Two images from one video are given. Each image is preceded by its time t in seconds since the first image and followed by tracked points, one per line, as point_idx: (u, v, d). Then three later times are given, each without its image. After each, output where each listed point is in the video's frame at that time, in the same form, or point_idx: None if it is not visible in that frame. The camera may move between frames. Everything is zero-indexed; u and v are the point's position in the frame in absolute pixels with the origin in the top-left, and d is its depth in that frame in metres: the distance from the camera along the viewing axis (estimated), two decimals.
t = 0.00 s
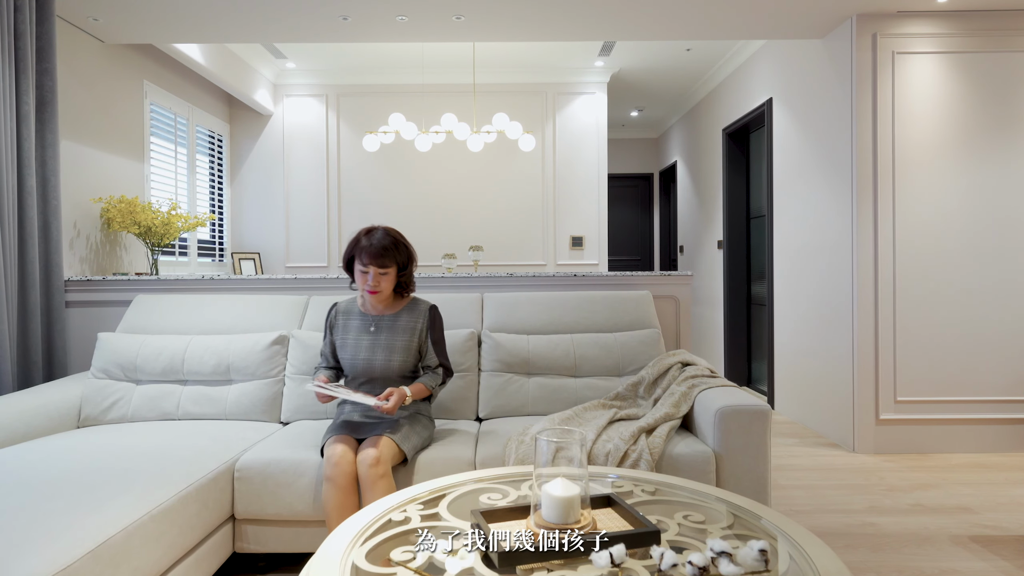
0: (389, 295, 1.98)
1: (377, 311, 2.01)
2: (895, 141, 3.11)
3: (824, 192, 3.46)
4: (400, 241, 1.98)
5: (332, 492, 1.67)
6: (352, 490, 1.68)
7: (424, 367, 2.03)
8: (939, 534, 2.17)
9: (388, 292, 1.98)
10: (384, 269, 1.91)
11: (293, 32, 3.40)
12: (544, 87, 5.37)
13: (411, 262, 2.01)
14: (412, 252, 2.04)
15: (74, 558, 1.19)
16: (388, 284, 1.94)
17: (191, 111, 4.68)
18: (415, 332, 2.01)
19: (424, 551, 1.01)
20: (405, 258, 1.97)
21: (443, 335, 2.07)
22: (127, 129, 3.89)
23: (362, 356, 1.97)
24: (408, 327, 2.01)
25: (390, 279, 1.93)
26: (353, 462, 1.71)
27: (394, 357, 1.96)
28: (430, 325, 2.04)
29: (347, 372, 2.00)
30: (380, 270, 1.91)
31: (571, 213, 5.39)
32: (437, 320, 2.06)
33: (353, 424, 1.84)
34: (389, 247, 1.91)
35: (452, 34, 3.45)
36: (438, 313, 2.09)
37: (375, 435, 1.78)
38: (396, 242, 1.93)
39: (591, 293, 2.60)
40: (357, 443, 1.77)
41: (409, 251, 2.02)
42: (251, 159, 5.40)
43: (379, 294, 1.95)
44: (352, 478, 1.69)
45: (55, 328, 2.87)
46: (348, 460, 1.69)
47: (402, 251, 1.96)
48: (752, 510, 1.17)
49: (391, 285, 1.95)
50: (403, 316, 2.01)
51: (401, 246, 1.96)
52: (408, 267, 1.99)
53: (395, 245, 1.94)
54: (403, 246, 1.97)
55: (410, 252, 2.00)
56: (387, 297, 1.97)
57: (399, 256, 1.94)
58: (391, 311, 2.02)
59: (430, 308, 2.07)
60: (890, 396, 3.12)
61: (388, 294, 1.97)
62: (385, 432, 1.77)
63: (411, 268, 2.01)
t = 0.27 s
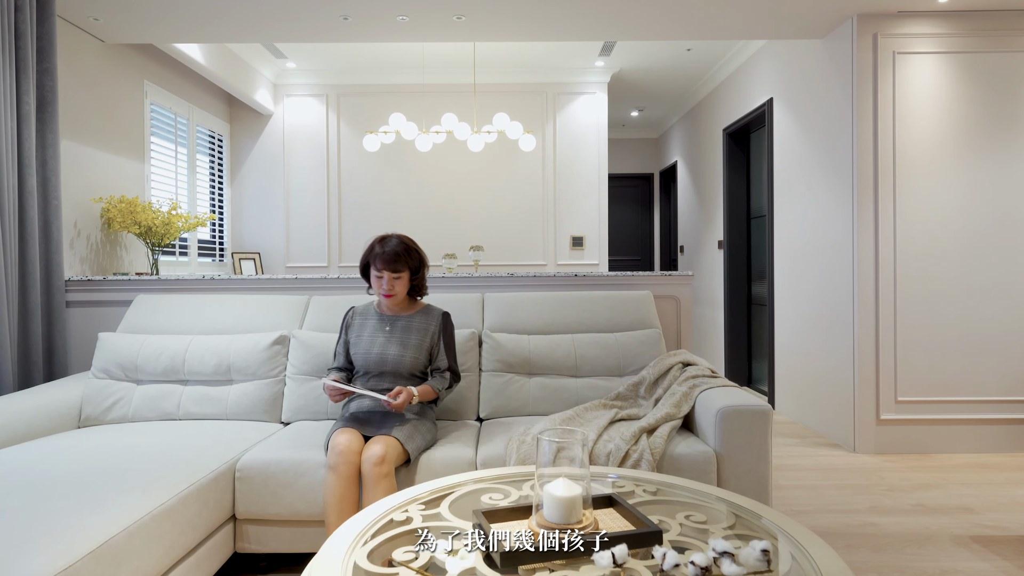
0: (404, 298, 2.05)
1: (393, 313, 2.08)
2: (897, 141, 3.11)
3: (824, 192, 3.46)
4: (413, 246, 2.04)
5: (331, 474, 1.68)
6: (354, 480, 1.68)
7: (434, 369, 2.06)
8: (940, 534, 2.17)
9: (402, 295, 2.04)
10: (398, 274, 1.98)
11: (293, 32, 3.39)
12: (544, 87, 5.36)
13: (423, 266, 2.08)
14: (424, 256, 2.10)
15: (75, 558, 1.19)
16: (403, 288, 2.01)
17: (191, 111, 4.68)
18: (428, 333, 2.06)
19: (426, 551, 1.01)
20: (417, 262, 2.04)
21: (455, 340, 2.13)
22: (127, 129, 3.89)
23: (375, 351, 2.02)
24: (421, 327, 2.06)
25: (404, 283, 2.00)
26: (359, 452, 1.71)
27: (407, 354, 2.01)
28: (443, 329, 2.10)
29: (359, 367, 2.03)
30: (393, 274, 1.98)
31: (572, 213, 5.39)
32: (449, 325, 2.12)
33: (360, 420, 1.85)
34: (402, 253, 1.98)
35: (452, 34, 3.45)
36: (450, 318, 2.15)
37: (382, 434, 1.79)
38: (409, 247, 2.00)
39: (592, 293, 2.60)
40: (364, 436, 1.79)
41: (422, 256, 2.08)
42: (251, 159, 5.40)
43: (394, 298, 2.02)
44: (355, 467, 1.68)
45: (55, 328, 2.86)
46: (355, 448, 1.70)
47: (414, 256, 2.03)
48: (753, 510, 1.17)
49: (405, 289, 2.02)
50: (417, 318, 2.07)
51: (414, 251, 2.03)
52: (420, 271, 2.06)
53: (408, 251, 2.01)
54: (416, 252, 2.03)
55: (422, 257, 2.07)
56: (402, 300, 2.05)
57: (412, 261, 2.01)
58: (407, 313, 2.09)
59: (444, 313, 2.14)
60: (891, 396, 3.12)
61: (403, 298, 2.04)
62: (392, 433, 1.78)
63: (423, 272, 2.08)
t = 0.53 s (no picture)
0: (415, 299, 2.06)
1: (405, 313, 2.08)
2: (898, 141, 3.11)
3: (825, 191, 3.46)
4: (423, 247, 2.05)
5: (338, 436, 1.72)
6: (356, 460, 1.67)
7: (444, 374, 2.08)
8: (942, 534, 2.16)
9: (414, 295, 2.05)
10: (408, 275, 1.99)
11: (293, 32, 3.39)
12: (545, 87, 5.36)
13: (434, 266, 2.08)
14: (435, 257, 2.11)
15: (77, 558, 1.19)
16: (414, 289, 2.03)
17: (191, 111, 4.68)
18: (440, 337, 2.07)
19: (428, 552, 1.01)
20: (427, 263, 2.04)
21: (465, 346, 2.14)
22: (128, 129, 3.89)
23: (387, 349, 2.02)
24: (434, 330, 2.07)
25: (415, 284, 2.01)
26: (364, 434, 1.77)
27: (419, 358, 2.02)
28: (455, 333, 2.11)
29: (368, 364, 2.03)
30: (403, 275, 1.99)
31: (572, 213, 5.38)
32: (461, 329, 2.13)
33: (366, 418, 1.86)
34: (411, 255, 1.99)
35: (452, 34, 3.45)
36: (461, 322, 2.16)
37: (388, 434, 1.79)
38: (418, 248, 2.01)
39: (592, 293, 2.60)
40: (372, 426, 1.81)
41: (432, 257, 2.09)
42: (251, 159, 5.40)
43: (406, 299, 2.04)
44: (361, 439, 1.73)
45: (56, 328, 2.86)
46: (360, 427, 1.76)
47: (424, 258, 2.04)
48: (754, 509, 1.17)
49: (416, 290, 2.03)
50: (429, 320, 2.08)
51: (424, 253, 2.04)
52: (431, 272, 2.06)
53: (418, 252, 2.01)
54: (425, 252, 2.04)
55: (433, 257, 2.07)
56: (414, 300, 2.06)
57: (421, 262, 2.02)
58: (420, 314, 2.09)
59: (456, 318, 2.15)
60: (892, 396, 3.12)
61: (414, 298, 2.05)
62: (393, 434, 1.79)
63: (435, 273, 2.09)
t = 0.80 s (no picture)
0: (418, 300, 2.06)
1: (409, 315, 2.08)
2: (899, 141, 3.11)
3: (826, 191, 3.46)
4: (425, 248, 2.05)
5: (355, 403, 1.78)
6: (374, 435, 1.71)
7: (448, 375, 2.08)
8: (943, 534, 2.16)
9: (417, 296, 2.05)
10: (409, 275, 1.99)
11: (293, 32, 3.39)
12: (545, 87, 5.36)
13: (438, 267, 2.08)
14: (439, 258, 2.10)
15: (78, 558, 1.18)
16: (415, 290, 2.02)
17: (192, 111, 4.68)
18: (444, 340, 2.07)
19: (430, 552, 1.01)
20: (429, 263, 2.04)
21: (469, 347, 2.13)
22: (129, 129, 3.88)
23: (392, 352, 2.02)
24: (437, 332, 2.07)
25: (416, 284, 2.01)
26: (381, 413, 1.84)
27: (422, 361, 2.01)
28: (459, 336, 2.10)
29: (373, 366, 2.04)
30: (405, 275, 1.99)
31: (573, 213, 5.38)
32: (465, 332, 2.12)
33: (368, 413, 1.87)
34: (413, 254, 1.99)
35: (452, 34, 3.45)
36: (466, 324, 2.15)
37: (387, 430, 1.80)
38: (420, 249, 2.01)
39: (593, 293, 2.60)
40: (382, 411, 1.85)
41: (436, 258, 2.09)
42: (252, 159, 5.40)
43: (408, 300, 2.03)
44: (380, 407, 1.80)
45: (56, 328, 2.86)
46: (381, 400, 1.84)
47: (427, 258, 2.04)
48: (756, 509, 1.17)
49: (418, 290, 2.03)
50: (433, 323, 2.08)
51: (426, 253, 2.03)
52: (434, 272, 2.05)
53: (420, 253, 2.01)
54: (428, 253, 2.04)
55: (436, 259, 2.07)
56: (416, 301, 2.05)
57: (424, 263, 2.02)
58: (423, 316, 2.09)
59: (461, 319, 2.13)
60: (893, 396, 3.12)
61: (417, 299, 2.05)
62: (391, 429, 1.78)
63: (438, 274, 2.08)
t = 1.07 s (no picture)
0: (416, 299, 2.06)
1: (409, 315, 2.08)
2: (899, 140, 3.11)
3: (827, 191, 3.46)
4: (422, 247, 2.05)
5: (384, 413, 1.75)
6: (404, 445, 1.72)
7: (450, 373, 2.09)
8: (945, 534, 2.16)
9: (415, 295, 2.05)
10: (406, 274, 1.99)
11: (294, 32, 3.39)
12: (546, 86, 5.36)
13: (435, 265, 2.08)
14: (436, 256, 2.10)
15: (81, 558, 1.19)
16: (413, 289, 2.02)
17: (193, 111, 4.68)
18: (444, 339, 2.07)
19: (433, 552, 1.01)
20: (426, 261, 2.04)
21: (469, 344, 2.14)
22: (129, 129, 3.88)
23: (394, 354, 2.02)
24: (438, 331, 2.07)
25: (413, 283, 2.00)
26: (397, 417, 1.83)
27: (424, 361, 2.02)
28: (459, 334, 2.10)
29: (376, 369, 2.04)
30: (402, 274, 1.99)
31: (574, 213, 5.38)
32: (465, 330, 2.13)
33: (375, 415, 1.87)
34: (409, 253, 1.99)
35: (453, 34, 3.45)
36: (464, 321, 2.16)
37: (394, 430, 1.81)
38: (416, 248, 2.01)
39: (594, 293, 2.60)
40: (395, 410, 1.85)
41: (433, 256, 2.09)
42: (252, 159, 5.40)
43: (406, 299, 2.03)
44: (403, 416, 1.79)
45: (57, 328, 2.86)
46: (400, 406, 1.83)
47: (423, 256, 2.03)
48: (759, 509, 1.17)
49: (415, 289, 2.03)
50: (434, 322, 2.08)
51: (422, 252, 2.03)
52: (431, 271, 2.05)
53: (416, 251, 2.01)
54: (424, 251, 2.04)
55: (433, 257, 2.07)
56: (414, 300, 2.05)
57: (420, 261, 2.02)
58: (422, 315, 2.09)
59: (460, 317, 2.13)
60: (894, 396, 3.12)
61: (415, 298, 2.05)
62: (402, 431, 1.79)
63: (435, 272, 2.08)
